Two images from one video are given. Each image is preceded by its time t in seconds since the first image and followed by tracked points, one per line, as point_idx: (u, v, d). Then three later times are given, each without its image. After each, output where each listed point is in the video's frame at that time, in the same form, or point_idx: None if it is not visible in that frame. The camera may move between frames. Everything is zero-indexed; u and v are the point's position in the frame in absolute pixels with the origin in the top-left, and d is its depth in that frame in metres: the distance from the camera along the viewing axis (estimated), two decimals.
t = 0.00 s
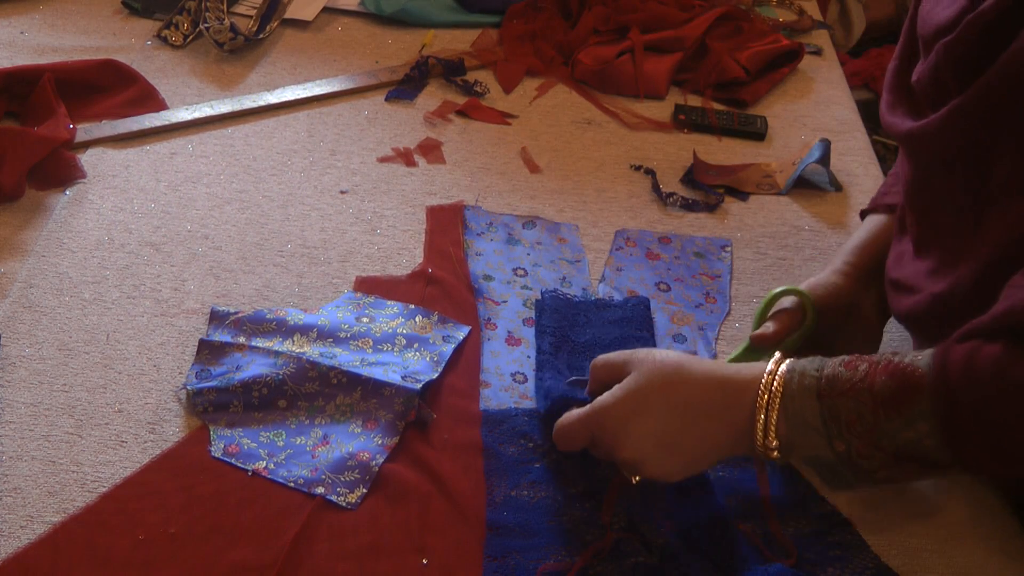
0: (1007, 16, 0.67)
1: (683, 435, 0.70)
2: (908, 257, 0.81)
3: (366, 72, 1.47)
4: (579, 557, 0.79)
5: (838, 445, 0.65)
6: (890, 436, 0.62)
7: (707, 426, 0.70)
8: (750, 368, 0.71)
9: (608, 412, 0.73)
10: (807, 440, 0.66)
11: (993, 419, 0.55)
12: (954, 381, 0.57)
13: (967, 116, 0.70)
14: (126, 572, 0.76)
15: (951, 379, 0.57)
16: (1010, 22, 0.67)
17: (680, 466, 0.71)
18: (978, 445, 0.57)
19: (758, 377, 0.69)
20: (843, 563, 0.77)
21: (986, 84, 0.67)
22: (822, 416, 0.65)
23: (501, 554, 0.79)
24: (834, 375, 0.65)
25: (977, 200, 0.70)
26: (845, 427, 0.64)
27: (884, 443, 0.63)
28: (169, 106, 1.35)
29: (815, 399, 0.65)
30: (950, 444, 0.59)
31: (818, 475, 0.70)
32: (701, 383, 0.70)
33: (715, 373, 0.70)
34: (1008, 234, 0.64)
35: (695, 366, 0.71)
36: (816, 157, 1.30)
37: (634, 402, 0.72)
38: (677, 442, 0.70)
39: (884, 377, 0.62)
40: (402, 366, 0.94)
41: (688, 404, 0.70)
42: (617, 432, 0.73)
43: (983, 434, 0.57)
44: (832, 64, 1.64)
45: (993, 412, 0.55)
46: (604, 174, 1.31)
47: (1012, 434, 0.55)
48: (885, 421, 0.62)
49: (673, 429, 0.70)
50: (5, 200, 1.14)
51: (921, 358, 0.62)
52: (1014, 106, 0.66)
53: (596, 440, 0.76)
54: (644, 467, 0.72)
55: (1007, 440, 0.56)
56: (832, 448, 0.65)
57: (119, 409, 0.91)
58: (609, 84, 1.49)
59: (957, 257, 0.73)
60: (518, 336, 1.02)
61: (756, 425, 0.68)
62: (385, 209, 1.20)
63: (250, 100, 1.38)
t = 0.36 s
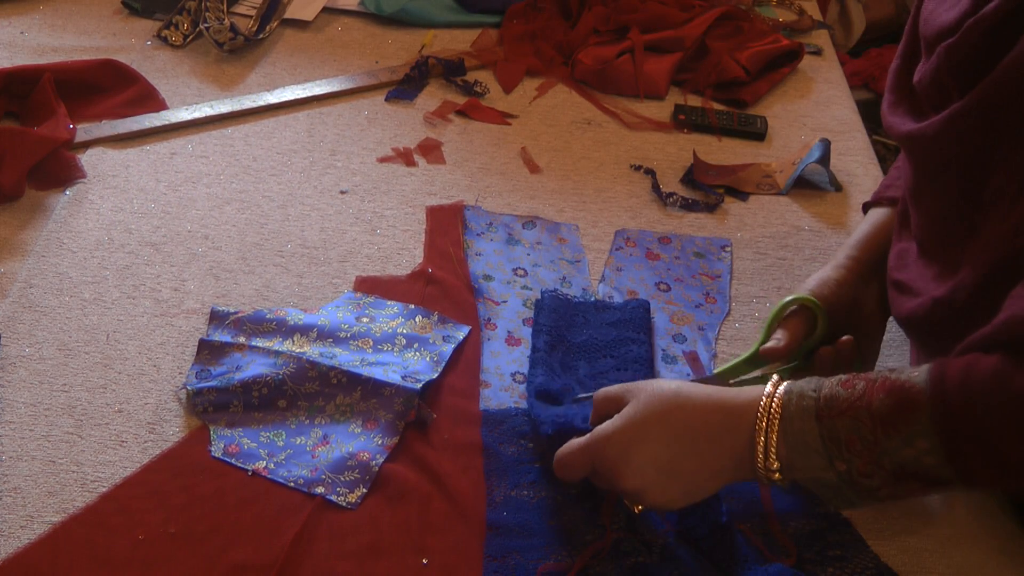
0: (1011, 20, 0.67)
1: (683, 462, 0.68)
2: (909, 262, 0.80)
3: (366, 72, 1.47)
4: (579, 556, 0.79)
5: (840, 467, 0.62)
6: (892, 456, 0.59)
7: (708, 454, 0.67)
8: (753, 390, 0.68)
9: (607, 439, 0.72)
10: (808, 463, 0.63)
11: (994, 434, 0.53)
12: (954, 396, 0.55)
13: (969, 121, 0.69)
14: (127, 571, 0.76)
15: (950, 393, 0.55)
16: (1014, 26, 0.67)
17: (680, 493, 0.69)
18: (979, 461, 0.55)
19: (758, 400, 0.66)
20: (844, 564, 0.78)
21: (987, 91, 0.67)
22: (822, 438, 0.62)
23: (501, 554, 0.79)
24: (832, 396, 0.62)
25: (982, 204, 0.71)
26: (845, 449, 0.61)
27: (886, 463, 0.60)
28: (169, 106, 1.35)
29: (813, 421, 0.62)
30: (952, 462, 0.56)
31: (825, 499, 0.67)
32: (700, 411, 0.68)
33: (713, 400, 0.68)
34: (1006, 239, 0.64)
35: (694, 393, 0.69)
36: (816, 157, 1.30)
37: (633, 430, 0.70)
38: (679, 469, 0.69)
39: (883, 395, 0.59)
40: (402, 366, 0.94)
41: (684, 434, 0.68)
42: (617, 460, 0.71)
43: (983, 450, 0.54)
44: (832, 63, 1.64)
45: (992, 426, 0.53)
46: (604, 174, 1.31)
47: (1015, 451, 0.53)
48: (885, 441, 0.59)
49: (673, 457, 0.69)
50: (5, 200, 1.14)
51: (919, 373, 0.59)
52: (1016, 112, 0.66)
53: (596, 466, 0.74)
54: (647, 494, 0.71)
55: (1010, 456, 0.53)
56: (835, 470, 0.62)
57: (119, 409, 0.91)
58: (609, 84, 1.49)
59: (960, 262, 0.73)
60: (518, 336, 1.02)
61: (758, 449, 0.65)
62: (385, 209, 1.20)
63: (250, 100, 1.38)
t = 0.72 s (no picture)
0: (1011, 21, 0.67)
1: (684, 455, 0.68)
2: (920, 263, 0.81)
3: (366, 72, 1.47)
4: (580, 556, 0.79)
5: (845, 462, 0.62)
6: (897, 453, 0.59)
7: (709, 449, 0.67)
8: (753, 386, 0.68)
9: (610, 431, 0.72)
10: (813, 459, 0.63)
11: (998, 433, 0.53)
12: (959, 393, 0.55)
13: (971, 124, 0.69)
14: (127, 571, 0.76)
15: (954, 389, 0.55)
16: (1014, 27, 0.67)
17: (681, 487, 0.69)
18: (985, 460, 0.55)
19: (764, 394, 0.66)
20: (843, 564, 0.78)
21: (988, 91, 0.67)
22: (827, 433, 0.62)
23: (501, 554, 0.79)
24: (839, 391, 0.62)
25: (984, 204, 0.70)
26: (850, 444, 0.61)
27: (892, 460, 0.60)
28: (168, 106, 1.35)
29: (819, 416, 0.62)
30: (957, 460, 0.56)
31: (828, 494, 0.67)
32: (703, 404, 0.67)
33: (716, 395, 0.67)
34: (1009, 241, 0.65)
35: (699, 386, 0.69)
36: (816, 157, 1.30)
37: (636, 423, 0.70)
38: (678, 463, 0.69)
39: (889, 391, 0.59)
40: (403, 366, 0.94)
41: (686, 428, 0.68)
42: (619, 452, 0.71)
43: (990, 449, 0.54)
44: (831, 64, 1.64)
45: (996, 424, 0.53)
46: (604, 174, 1.31)
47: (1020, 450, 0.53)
48: (890, 437, 0.59)
49: (674, 450, 0.68)
50: (5, 200, 1.14)
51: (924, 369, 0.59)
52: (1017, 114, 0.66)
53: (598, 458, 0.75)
54: (647, 486, 0.71)
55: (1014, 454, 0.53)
56: (839, 465, 0.63)
57: (119, 409, 0.91)
58: (609, 84, 1.49)
59: (961, 265, 0.73)
60: (518, 336, 1.02)
61: (762, 443, 0.65)
62: (385, 209, 1.20)
63: (250, 100, 1.37)
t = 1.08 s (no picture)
0: (1011, 20, 0.67)
1: (684, 458, 0.68)
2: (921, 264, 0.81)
3: (366, 72, 1.47)
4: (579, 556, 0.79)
5: (844, 464, 0.62)
6: (897, 455, 0.60)
7: (708, 451, 0.68)
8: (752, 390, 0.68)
9: (609, 435, 0.71)
10: (813, 462, 0.64)
11: (997, 435, 0.53)
12: (956, 395, 0.55)
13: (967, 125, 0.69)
14: (127, 571, 0.76)
15: (951, 391, 0.55)
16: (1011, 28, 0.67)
17: (681, 491, 0.69)
18: (986, 462, 0.55)
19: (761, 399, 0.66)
20: (844, 564, 0.78)
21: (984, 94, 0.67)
22: (826, 437, 0.63)
23: (501, 554, 0.79)
24: (837, 394, 0.62)
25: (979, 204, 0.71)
26: (849, 446, 0.62)
27: (890, 462, 0.60)
28: (168, 106, 1.35)
29: (818, 419, 0.63)
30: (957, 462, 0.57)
31: (828, 495, 0.68)
32: (702, 408, 0.67)
33: (716, 397, 0.68)
34: (1006, 242, 0.65)
35: (697, 390, 0.69)
36: (816, 157, 1.30)
37: (635, 425, 0.69)
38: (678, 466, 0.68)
39: (887, 393, 0.59)
40: (403, 366, 0.94)
41: (687, 432, 0.68)
42: (618, 457, 0.71)
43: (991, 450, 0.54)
44: (831, 64, 1.64)
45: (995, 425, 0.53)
46: (604, 174, 1.31)
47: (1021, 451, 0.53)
48: (889, 440, 0.59)
49: (674, 453, 0.68)
50: (5, 200, 1.14)
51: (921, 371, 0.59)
52: (1014, 116, 0.66)
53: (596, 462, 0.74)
54: (646, 490, 0.70)
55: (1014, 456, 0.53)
56: (839, 467, 0.63)
57: (119, 409, 0.91)
58: (609, 84, 1.49)
59: (961, 265, 0.73)
60: (518, 336, 1.02)
61: (761, 446, 0.66)
62: (385, 209, 1.20)
63: (250, 100, 1.37)
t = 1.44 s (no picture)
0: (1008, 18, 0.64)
1: (706, 489, 0.63)
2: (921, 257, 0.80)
3: (366, 72, 1.47)
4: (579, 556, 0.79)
5: (875, 482, 0.58)
6: (933, 472, 0.56)
7: (728, 477, 0.62)
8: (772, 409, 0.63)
9: (620, 463, 0.68)
10: (841, 481, 0.60)
11: None
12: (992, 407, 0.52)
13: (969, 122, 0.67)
14: (127, 571, 0.76)
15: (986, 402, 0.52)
16: (1010, 20, 0.64)
17: (703, 522, 0.65)
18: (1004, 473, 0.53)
19: (784, 415, 0.62)
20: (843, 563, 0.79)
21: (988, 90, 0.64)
22: (858, 455, 0.58)
23: (501, 554, 0.79)
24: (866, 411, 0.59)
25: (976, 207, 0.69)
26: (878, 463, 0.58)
27: (926, 479, 0.57)
28: (169, 106, 1.35)
29: (845, 436, 0.59)
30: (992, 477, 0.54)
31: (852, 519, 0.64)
32: (724, 436, 0.62)
33: (737, 424, 0.63)
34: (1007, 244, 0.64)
35: (718, 416, 0.63)
36: (816, 157, 1.30)
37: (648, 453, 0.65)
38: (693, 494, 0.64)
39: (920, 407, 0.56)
40: (403, 366, 0.94)
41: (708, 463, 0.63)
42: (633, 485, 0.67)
43: None
44: (831, 64, 1.64)
45: None
46: (604, 174, 1.31)
47: None
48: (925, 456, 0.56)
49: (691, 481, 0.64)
50: (6, 200, 1.14)
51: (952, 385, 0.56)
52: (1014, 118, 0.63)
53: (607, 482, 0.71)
54: (663, 519, 0.67)
55: None
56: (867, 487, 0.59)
57: (119, 409, 0.91)
58: (609, 84, 1.49)
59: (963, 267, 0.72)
60: (518, 336, 1.02)
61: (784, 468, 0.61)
62: (385, 209, 1.20)
63: (250, 100, 1.37)
